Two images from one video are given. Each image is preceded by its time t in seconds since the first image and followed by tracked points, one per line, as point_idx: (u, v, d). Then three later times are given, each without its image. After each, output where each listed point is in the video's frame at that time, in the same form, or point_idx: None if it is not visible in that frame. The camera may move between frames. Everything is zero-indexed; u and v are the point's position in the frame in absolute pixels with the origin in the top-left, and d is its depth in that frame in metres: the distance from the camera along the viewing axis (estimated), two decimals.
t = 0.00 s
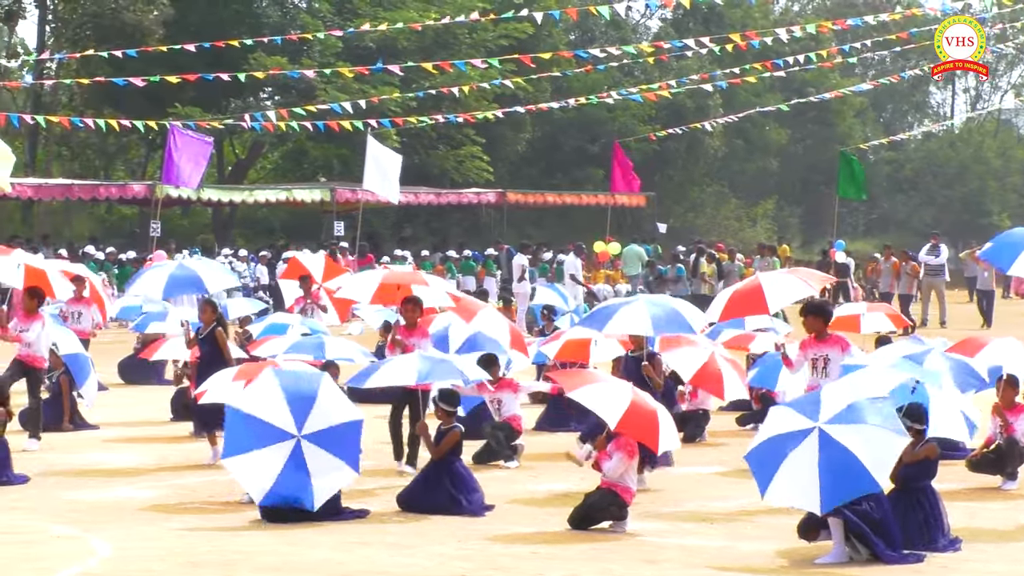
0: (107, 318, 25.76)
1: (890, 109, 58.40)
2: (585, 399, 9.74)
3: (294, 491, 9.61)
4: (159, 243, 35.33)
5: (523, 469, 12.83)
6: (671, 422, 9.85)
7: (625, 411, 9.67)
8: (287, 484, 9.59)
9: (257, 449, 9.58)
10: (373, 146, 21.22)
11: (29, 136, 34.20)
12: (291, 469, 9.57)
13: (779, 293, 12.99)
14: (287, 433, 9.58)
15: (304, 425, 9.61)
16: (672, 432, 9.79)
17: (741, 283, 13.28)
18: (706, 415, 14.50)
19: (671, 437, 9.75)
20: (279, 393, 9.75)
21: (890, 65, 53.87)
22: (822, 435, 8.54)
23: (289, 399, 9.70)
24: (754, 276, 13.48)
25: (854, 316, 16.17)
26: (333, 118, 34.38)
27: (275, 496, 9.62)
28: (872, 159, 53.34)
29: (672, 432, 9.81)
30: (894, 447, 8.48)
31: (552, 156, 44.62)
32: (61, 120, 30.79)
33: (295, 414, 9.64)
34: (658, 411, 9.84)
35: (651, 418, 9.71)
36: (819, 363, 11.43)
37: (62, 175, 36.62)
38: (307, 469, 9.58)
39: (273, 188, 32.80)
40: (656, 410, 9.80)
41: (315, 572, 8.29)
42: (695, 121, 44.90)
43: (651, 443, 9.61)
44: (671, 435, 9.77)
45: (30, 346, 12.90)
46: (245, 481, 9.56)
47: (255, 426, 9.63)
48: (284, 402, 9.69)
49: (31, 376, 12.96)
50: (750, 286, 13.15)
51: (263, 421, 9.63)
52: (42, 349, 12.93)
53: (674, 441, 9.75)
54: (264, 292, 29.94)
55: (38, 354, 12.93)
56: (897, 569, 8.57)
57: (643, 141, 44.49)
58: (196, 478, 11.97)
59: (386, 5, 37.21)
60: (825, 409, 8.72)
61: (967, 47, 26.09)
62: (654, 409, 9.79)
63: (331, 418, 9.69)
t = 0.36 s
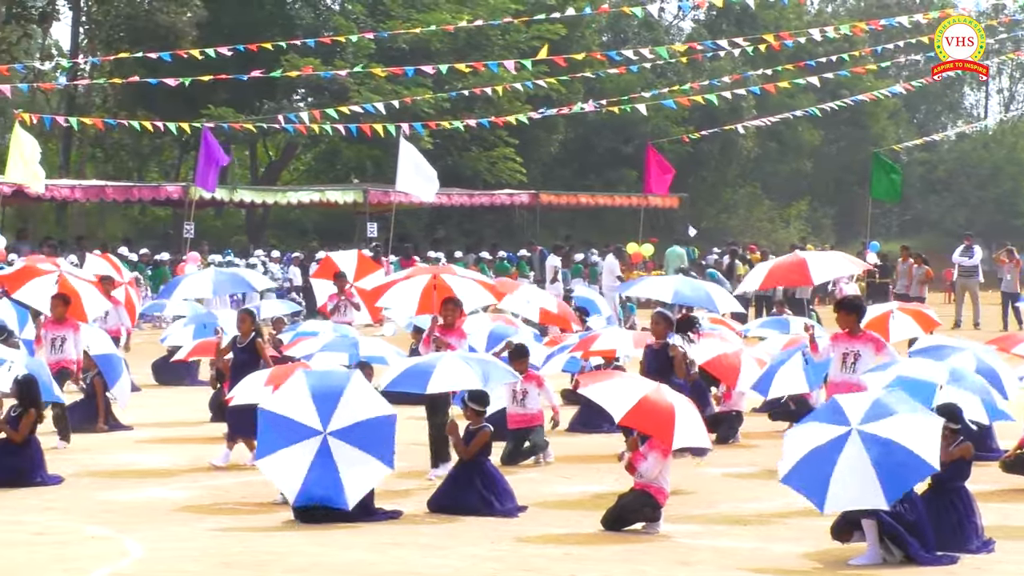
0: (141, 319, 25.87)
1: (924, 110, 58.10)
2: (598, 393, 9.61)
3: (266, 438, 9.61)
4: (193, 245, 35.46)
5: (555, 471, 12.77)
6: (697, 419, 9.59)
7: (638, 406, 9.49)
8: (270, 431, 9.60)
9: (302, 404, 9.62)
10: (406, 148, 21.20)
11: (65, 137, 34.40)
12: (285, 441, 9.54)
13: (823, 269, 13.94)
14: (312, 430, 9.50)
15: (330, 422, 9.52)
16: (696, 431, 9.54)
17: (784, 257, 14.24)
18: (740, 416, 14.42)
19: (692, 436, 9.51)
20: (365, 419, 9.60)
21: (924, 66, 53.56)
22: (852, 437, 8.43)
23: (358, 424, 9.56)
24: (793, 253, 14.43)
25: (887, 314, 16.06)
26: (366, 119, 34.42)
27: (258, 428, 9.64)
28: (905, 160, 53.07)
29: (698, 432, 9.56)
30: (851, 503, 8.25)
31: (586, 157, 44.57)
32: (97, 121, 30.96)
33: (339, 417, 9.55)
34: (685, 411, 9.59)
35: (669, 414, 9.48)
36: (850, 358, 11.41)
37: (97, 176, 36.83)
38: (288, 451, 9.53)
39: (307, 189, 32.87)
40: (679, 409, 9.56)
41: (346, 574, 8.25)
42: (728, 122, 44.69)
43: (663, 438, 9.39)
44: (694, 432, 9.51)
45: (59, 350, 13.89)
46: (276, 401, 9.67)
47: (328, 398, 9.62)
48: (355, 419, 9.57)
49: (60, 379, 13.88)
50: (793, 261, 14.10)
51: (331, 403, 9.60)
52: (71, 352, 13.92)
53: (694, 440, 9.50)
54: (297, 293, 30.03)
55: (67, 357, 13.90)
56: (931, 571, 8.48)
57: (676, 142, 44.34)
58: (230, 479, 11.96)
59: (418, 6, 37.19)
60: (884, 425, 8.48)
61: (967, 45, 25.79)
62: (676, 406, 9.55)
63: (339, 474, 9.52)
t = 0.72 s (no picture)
0: (175, 320, 25.91)
1: (958, 110, 57.70)
2: (612, 396, 9.65)
3: (360, 388, 9.72)
4: (226, 245, 35.52)
5: (590, 471, 12.70)
6: (706, 419, 9.30)
7: (648, 406, 9.43)
8: (362, 392, 9.68)
9: (380, 425, 9.54)
10: (438, 149, 21.16)
11: (99, 139, 34.52)
12: (344, 406, 9.59)
13: (882, 269, 13.87)
14: (337, 434, 9.48)
15: (354, 427, 9.49)
16: (704, 435, 9.22)
17: (844, 251, 14.14)
18: (773, 417, 14.33)
19: (696, 442, 9.19)
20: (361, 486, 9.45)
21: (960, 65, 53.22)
22: (883, 433, 8.40)
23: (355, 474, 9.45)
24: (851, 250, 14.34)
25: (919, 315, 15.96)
26: (400, 119, 34.41)
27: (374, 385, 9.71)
28: (939, 160, 52.68)
29: (708, 438, 9.21)
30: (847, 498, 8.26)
31: (619, 158, 44.51)
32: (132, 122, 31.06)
33: (367, 449, 9.46)
34: (699, 416, 9.32)
35: (673, 415, 9.31)
36: (882, 355, 11.35)
37: (131, 177, 36.98)
38: (312, 432, 9.55)
39: (340, 190, 32.90)
40: (686, 412, 9.33)
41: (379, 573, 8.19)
42: (762, 122, 44.49)
43: (658, 437, 9.22)
44: (698, 434, 9.23)
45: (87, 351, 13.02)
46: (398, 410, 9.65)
47: (384, 454, 9.50)
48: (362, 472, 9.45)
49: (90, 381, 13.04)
50: (852, 257, 14.01)
51: (375, 453, 9.47)
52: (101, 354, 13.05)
53: (698, 446, 9.16)
54: (331, 293, 29.98)
55: (95, 360, 13.05)
56: (968, 572, 8.36)
57: (710, 143, 44.20)
58: (265, 479, 11.94)
59: (451, 6, 37.16)
60: (916, 421, 8.44)
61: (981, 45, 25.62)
62: (685, 409, 9.34)
63: (307, 455, 9.50)
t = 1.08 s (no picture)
0: (209, 320, 25.99)
1: (992, 111, 57.36)
2: (634, 404, 9.59)
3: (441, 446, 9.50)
4: (260, 246, 35.59)
5: (622, 472, 12.64)
6: (721, 421, 9.23)
7: (663, 410, 9.36)
8: (432, 444, 9.47)
9: (394, 467, 9.39)
10: (471, 150, 21.13)
11: (133, 140, 34.66)
12: (408, 424, 9.48)
13: (916, 262, 13.91)
14: (369, 423, 9.47)
15: (386, 419, 9.47)
16: (718, 438, 9.16)
17: (874, 254, 14.02)
18: (806, 418, 14.22)
19: (709, 444, 9.13)
20: (333, 452, 9.50)
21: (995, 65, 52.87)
22: (920, 433, 8.32)
23: (343, 447, 9.49)
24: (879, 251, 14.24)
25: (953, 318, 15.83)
26: (432, 120, 34.40)
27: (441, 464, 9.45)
28: (974, 160, 52.37)
29: (721, 442, 9.15)
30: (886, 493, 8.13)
31: (653, 158, 44.41)
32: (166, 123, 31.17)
33: (364, 460, 9.43)
34: (713, 418, 9.25)
35: (686, 422, 9.22)
36: (927, 357, 11.39)
37: (166, 178, 37.11)
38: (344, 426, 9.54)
39: (373, 190, 32.94)
40: (702, 414, 9.27)
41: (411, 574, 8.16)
42: (796, 123, 44.31)
43: (671, 442, 9.14)
44: (712, 437, 9.15)
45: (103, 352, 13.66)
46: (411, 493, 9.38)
47: (367, 475, 9.42)
48: (346, 453, 9.46)
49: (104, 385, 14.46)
50: (885, 256, 13.91)
51: (362, 467, 9.42)
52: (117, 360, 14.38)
53: (710, 449, 9.10)
54: (364, 294, 30.00)
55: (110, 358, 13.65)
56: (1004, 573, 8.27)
57: (743, 144, 44.06)
58: (298, 480, 11.93)
59: (485, 7, 37.15)
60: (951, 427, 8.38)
61: (946, 45, 25.53)
62: (699, 412, 9.27)
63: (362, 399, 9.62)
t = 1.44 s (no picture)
0: (242, 321, 26.05)
1: None
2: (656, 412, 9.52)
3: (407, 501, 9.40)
4: (293, 247, 35.67)
5: (655, 472, 12.57)
6: (749, 410, 9.18)
7: (688, 405, 9.33)
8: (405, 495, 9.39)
9: (375, 461, 9.41)
10: (503, 150, 21.09)
11: (167, 142, 34.79)
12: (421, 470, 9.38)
13: (959, 263, 13.69)
14: (402, 436, 9.41)
15: (416, 429, 9.43)
16: (749, 422, 9.11)
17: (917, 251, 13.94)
18: (839, 419, 14.13)
19: (741, 428, 9.08)
20: (404, 397, 9.58)
21: None
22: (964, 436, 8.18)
23: (406, 404, 9.55)
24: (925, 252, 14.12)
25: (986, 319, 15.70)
26: (465, 122, 34.39)
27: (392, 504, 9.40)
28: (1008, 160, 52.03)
29: (753, 423, 9.11)
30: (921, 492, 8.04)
31: (686, 159, 44.29)
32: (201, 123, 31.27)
33: (384, 434, 9.44)
34: (741, 405, 9.23)
35: (710, 414, 9.16)
36: (970, 359, 11.45)
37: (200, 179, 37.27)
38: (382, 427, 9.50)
39: (406, 192, 32.97)
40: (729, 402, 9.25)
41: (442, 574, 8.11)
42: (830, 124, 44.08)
43: (700, 434, 9.07)
44: (740, 425, 9.09)
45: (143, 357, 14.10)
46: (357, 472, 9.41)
47: (366, 437, 9.47)
48: (396, 407, 9.54)
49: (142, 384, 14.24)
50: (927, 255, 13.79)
51: (379, 430, 9.47)
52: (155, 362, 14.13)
53: (743, 432, 9.05)
54: (397, 295, 30.00)
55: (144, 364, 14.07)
56: None
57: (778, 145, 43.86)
58: (330, 481, 11.91)
59: (518, 9, 37.13)
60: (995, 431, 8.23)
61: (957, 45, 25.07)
62: (726, 400, 9.25)
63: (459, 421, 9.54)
